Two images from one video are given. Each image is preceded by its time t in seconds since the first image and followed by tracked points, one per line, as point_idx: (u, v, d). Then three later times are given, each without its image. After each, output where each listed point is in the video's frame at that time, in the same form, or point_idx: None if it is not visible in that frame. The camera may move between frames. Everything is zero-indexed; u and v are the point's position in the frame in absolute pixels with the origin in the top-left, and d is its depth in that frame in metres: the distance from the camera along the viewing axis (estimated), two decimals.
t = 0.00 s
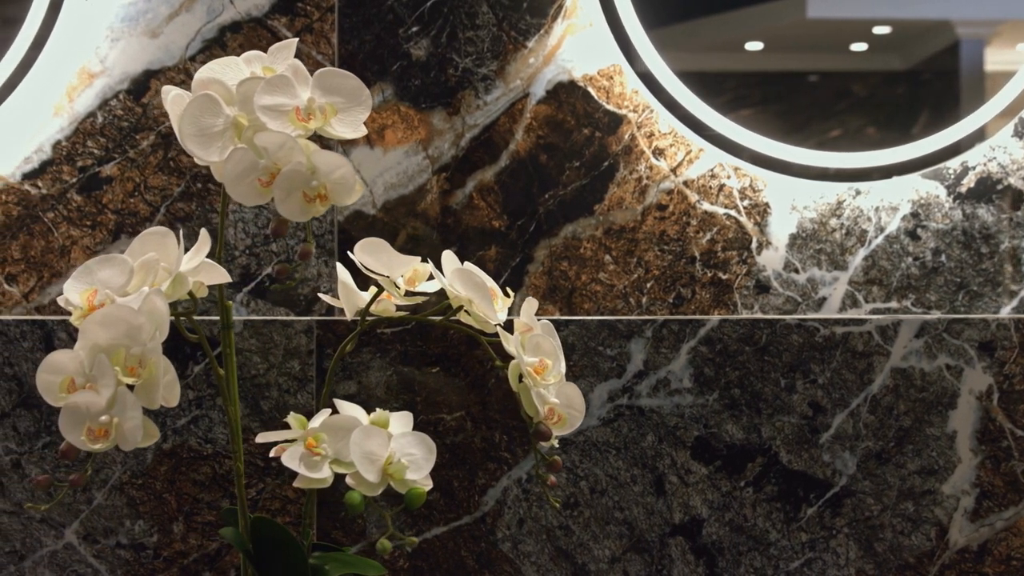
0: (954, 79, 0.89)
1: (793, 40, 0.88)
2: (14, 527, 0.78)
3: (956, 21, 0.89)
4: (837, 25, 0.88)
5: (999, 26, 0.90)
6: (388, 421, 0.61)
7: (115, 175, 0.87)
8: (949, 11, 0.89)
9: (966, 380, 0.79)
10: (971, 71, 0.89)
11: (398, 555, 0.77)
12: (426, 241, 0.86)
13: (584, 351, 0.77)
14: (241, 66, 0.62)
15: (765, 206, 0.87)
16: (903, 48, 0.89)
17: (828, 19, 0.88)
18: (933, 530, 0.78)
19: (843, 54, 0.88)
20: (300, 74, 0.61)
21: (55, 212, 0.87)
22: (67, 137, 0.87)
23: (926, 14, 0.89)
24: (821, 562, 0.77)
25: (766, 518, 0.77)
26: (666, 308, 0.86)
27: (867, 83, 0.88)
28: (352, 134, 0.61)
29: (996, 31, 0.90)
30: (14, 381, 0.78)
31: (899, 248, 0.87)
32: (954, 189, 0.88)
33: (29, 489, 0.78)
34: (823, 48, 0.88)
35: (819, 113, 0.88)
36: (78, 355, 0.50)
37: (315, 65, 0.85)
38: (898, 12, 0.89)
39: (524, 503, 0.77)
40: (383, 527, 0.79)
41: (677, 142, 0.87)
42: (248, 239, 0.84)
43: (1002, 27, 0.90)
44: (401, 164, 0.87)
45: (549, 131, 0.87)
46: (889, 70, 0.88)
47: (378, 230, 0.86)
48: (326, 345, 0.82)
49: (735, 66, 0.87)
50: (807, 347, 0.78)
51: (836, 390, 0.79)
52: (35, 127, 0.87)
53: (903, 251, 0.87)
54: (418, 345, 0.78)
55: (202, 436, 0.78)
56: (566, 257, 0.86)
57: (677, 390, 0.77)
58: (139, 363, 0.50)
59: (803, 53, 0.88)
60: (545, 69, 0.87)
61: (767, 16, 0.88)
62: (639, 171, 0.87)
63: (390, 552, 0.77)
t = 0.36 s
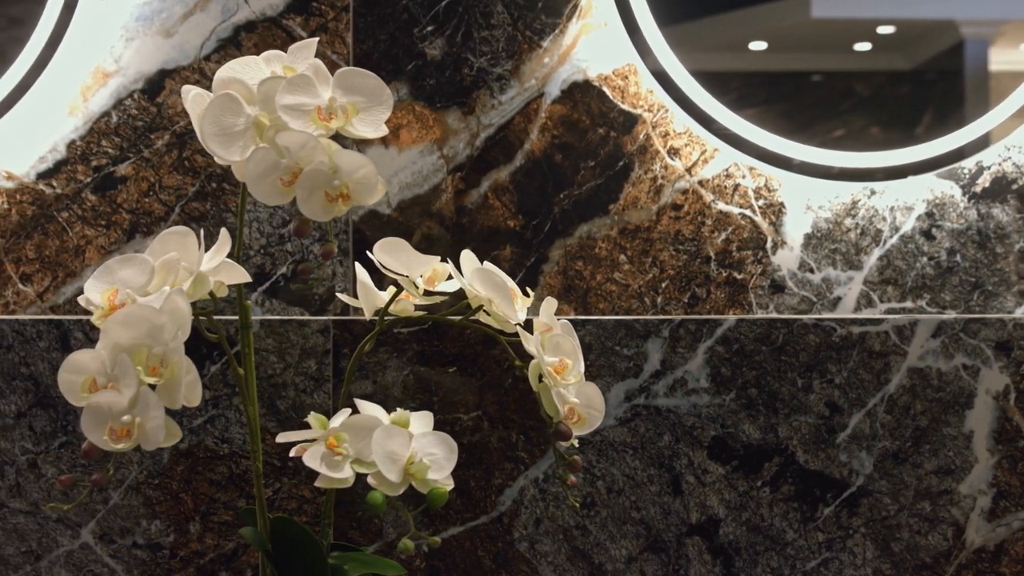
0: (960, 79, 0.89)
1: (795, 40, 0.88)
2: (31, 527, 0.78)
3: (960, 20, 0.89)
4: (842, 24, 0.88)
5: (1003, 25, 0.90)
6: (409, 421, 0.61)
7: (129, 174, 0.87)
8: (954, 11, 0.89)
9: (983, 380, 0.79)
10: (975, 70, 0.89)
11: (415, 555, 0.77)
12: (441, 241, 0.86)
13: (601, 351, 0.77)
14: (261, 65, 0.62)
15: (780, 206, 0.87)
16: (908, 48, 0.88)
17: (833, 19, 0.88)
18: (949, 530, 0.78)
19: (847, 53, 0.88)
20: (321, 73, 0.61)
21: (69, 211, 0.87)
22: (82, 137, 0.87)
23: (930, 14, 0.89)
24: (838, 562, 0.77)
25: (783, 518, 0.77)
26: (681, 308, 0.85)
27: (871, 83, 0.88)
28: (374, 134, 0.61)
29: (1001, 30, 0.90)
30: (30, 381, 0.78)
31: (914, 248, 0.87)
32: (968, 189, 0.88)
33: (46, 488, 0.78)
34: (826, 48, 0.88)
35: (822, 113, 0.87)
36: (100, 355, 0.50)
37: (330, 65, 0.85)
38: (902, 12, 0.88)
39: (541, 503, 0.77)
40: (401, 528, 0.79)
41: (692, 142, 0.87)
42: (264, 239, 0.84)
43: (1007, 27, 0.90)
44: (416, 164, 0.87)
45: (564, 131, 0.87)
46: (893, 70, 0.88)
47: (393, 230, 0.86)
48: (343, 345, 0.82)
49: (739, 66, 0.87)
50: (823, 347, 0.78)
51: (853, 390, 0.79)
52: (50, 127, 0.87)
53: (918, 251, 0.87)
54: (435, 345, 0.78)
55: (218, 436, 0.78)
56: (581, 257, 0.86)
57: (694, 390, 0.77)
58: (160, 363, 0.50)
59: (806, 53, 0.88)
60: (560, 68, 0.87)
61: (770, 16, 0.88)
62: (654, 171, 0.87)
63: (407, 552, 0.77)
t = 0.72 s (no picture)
0: (963, 79, 0.89)
1: (797, 40, 0.88)
2: (47, 527, 0.78)
3: (964, 20, 0.89)
4: (846, 24, 0.88)
5: (1006, 25, 0.90)
6: (428, 420, 0.61)
7: (143, 174, 0.87)
8: (957, 11, 0.89)
9: (999, 380, 0.79)
10: (979, 70, 0.89)
11: (431, 555, 0.77)
12: (455, 240, 0.86)
13: (617, 351, 0.77)
14: (281, 65, 0.62)
15: (794, 206, 0.87)
16: (910, 48, 0.88)
17: (836, 19, 0.88)
18: (965, 530, 0.78)
19: (851, 53, 0.88)
20: (341, 73, 0.61)
21: (83, 211, 0.87)
22: (96, 137, 0.87)
23: (934, 14, 0.89)
24: (854, 562, 0.77)
25: (799, 518, 0.77)
26: (696, 308, 0.85)
27: (874, 83, 0.88)
28: (394, 133, 0.61)
29: (1005, 30, 0.90)
30: (45, 381, 0.78)
31: (929, 248, 0.87)
32: (983, 188, 0.88)
33: (61, 488, 0.78)
34: (829, 47, 0.88)
35: (822, 115, 0.87)
36: (121, 355, 0.50)
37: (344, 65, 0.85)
38: (905, 12, 0.89)
39: (557, 503, 0.77)
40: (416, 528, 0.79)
41: (706, 141, 0.87)
42: (279, 238, 0.84)
43: (1011, 27, 0.90)
44: (430, 164, 0.87)
45: (578, 131, 0.87)
46: (895, 70, 0.88)
47: (408, 230, 0.86)
48: (359, 345, 0.82)
49: (745, 66, 0.87)
50: (839, 347, 0.78)
51: (869, 390, 0.79)
52: (64, 127, 0.87)
53: (932, 250, 0.87)
54: (452, 345, 0.78)
55: (234, 436, 0.78)
56: (595, 257, 0.86)
57: (710, 389, 0.77)
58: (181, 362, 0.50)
59: (811, 53, 0.88)
60: (574, 68, 0.87)
61: (773, 16, 0.87)
62: (668, 170, 0.87)
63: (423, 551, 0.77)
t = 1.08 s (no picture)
0: (968, 78, 0.89)
1: (801, 40, 0.88)
2: (64, 526, 0.78)
3: (969, 19, 0.89)
4: (851, 24, 0.88)
5: (1010, 25, 0.90)
6: (451, 420, 0.61)
7: (159, 173, 0.87)
8: (962, 11, 0.89)
9: (1017, 380, 0.79)
10: (984, 70, 0.89)
11: (449, 554, 0.77)
12: (472, 240, 0.86)
13: (635, 350, 0.77)
14: (302, 65, 0.62)
15: (811, 205, 0.87)
16: (915, 48, 0.88)
17: (840, 19, 0.88)
18: (983, 529, 0.78)
19: (856, 53, 0.88)
20: (363, 72, 0.61)
21: (98, 211, 0.87)
22: (111, 136, 0.87)
23: (939, 14, 0.89)
24: (872, 562, 0.77)
25: (817, 517, 0.77)
26: (712, 307, 0.85)
27: (879, 83, 0.88)
28: (417, 133, 0.61)
29: (1009, 30, 0.90)
30: (63, 380, 0.78)
31: (945, 248, 0.87)
32: (999, 188, 0.88)
33: (79, 488, 0.78)
34: (834, 47, 0.88)
35: (825, 116, 0.87)
36: (145, 355, 0.50)
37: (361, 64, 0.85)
38: (909, 12, 0.89)
39: (575, 503, 0.77)
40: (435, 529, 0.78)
41: (722, 141, 0.87)
42: (295, 238, 0.84)
43: (1015, 27, 0.90)
44: (446, 163, 0.87)
45: (595, 130, 0.87)
46: (899, 70, 0.88)
47: (424, 230, 0.86)
48: (377, 344, 0.82)
49: (750, 66, 0.87)
50: (857, 346, 0.79)
51: (887, 390, 0.79)
52: (79, 126, 0.87)
53: (949, 250, 0.87)
54: (470, 345, 0.78)
55: (252, 435, 0.78)
56: (611, 256, 0.86)
57: (728, 389, 0.77)
58: (205, 362, 0.50)
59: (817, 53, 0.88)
60: (590, 67, 0.87)
61: (778, 16, 0.88)
62: (684, 170, 0.87)
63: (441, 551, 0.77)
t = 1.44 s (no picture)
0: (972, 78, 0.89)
1: (806, 40, 0.88)
2: (82, 526, 0.78)
3: (973, 19, 0.89)
4: (855, 24, 0.88)
5: (1015, 25, 0.90)
6: (473, 420, 0.61)
7: (175, 173, 0.87)
8: (967, 11, 0.89)
9: None
10: (989, 69, 0.89)
11: (467, 554, 0.77)
12: (489, 239, 0.86)
13: (654, 350, 0.77)
14: (324, 64, 0.62)
15: (827, 204, 0.87)
16: (920, 47, 0.88)
17: (844, 18, 0.88)
18: (1001, 529, 0.78)
19: (860, 53, 0.88)
20: (386, 72, 0.61)
21: (114, 210, 0.87)
22: (127, 135, 0.87)
23: (943, 14, 0.89)
24: (890, 562, 0.77)
25: (835, 517, 0.77)
26: (729, 307, 0.85)
27: (883, 83, 0.88)
28: (440, 132, 0.61)
29: (1012, 30, 0.90)
30: (81, 380, 0.78)
31: (961, 247, 0.87)
32: (1015, 187, 0.88)
33: (97, 488, 0.78)
34: (837, 47, 0.88)
35: (829, 116, 0.87)
36: (169, 355, 0.50)
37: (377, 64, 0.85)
38: (914, 11, 0.88)
39: (593, 502, 0.77)
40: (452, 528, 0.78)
41: (739, 140, 0.87)
42: (311, 237, 0.84)
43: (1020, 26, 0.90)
44: (463, 163, 0.86)
45: (611, 130, 0.87)
46: (903, 69, 0.88)
47: (441, 229, 0.86)
48: (395, 344, 0.82)
49: (753, 66, 0.87)
50: (876, 346, 0.79)
51: (905, 389, 0.79)
52: (95, 125, 0.87)
53: (965, 250, 0.87)
54: (488, 344, 0.78)
55: (270, 435, 0.78)
56: (628, 256, 0.86)
57: (747, 388, 0.77)
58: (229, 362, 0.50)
59: (825, 53, 0.88)
60: (607, 67, 0.87)
61: (781, 16, 0.87)
62: (701, 169, 0.87)
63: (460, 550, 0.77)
